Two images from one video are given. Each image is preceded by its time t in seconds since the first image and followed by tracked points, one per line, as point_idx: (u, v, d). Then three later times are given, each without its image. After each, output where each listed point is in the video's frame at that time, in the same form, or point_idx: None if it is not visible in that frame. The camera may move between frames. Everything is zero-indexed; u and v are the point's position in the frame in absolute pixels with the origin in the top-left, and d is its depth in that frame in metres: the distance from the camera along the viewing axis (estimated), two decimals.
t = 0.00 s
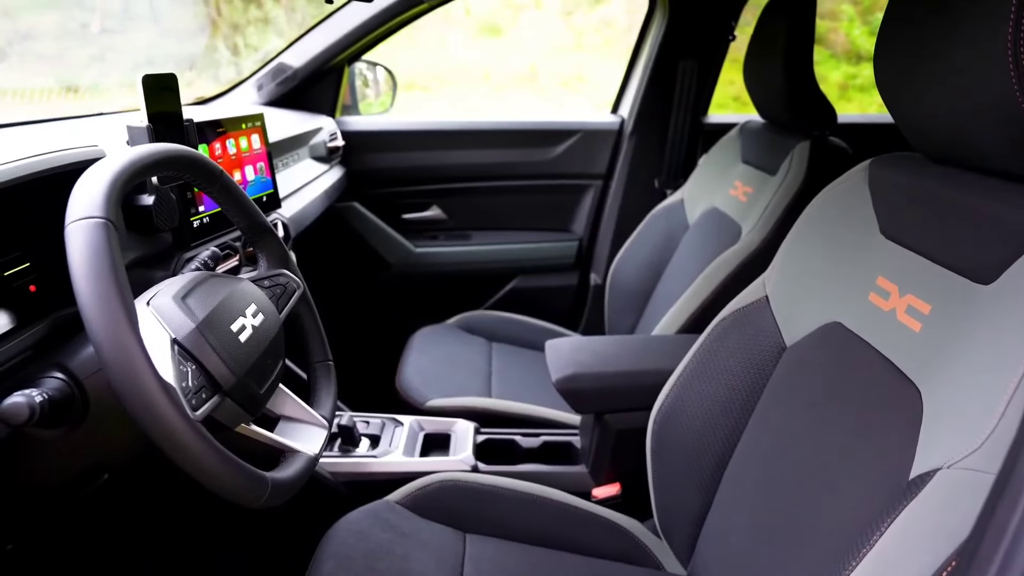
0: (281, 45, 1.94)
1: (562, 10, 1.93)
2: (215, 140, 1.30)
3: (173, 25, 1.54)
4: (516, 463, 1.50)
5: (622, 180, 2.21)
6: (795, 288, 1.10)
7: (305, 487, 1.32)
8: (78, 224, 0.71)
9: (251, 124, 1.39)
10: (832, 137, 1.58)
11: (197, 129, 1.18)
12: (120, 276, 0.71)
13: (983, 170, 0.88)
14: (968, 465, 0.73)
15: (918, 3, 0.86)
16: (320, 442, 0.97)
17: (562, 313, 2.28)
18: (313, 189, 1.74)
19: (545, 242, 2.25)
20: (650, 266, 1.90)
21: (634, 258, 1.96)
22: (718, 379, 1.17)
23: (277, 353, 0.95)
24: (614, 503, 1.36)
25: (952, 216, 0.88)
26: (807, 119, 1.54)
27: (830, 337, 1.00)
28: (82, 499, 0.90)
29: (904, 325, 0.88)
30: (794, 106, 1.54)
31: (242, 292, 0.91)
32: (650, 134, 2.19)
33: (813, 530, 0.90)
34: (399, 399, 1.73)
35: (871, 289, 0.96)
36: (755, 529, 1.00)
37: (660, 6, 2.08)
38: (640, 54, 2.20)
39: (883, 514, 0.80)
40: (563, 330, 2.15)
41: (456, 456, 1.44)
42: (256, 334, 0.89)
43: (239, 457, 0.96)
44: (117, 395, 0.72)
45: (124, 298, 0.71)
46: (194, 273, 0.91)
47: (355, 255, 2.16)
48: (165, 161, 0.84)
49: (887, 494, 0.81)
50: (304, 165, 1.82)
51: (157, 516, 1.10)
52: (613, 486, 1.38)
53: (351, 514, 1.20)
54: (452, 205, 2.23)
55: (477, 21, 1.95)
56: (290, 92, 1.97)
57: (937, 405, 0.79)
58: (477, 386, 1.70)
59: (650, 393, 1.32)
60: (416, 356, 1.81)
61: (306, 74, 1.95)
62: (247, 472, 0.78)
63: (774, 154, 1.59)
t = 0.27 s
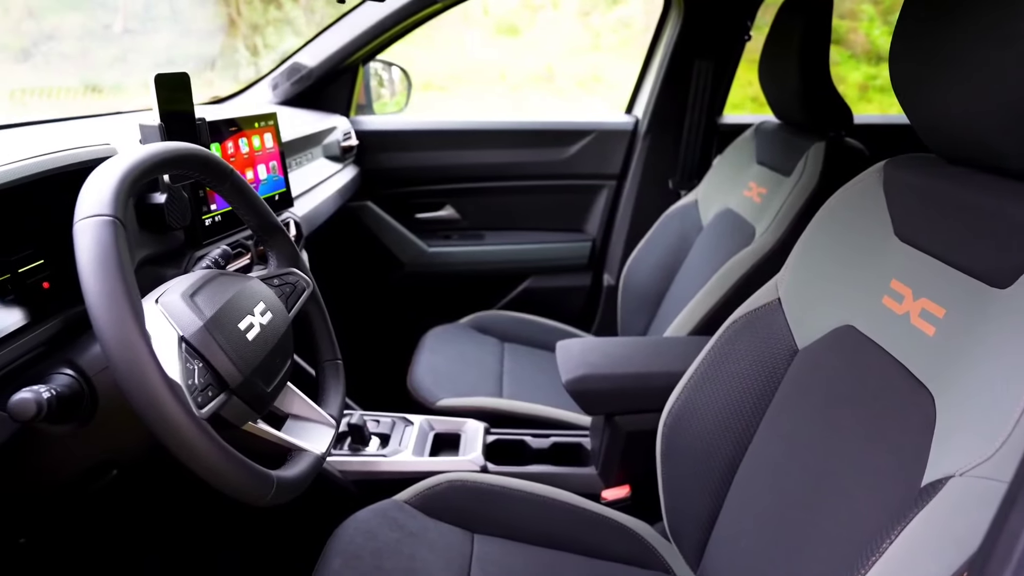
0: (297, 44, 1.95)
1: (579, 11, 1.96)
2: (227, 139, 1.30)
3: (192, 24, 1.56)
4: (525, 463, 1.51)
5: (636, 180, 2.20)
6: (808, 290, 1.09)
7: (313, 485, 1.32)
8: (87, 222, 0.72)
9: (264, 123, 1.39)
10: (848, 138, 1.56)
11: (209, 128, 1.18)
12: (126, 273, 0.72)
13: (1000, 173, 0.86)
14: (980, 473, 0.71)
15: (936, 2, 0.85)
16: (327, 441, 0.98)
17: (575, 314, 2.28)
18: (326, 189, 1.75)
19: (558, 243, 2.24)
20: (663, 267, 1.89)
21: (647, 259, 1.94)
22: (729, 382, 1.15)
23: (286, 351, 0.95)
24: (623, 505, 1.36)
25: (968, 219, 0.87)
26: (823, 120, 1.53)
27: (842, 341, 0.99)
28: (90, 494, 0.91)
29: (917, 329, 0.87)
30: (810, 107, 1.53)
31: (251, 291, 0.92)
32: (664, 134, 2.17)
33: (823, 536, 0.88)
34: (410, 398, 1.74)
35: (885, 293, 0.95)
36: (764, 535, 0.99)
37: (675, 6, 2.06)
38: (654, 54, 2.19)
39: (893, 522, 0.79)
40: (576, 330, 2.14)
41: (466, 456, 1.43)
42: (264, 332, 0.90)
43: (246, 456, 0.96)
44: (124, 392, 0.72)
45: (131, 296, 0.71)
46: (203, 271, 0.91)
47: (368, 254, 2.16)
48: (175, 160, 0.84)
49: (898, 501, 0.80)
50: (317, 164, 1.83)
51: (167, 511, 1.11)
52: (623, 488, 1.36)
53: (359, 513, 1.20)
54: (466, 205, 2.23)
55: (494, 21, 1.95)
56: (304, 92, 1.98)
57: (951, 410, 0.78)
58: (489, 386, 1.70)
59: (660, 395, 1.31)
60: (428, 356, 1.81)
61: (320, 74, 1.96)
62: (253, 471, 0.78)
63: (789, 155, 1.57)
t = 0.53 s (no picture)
0: (315, 44, 1.96)
1: (599, 11, 1.93)
2: (242, 137, 1.31)
3: (216, 25, 1.57)
4: (537, 464, 1.51)
5: (652, 181, 2.19)
6: (824, 293, 1.07)
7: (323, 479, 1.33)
8: (98, 218, 0.72)
9: (279, 122, 1.40)
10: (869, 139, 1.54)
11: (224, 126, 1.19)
12: (137, 270, 0.72)
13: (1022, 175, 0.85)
14: (996, 482, 0.71)
15: None
16: (336, 439, 0.98)
17: (590, 315, 2.27)
18: (342, 188, 1.75)
19: (574, 243, 2.23)
20: (679, 269, 1.87)
21: (664, 261, 1.93)
22: (743, 384, 1.14)
23: (297, 348, 0.95)
24: (635, 508, 1.34)
25: (988, 222, 0.85)
26: (842, 120, 1.51)
27: (858, 344, 0.97)
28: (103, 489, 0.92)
29: (935, 333, 0.86)
30: (828, 108, 1.51)
31: (262, 288, 0.92)
32: (682, 135, 2.16)
33: (835, 543, 0.87)
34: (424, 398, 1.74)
35: (902, 296, 0.93)
36: (776, 540, 0.98)
37: (694, 5, 2.05)
38: (672, 54, 2.17)
39: (907, 529, 0.77)
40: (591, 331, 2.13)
41: (478, 457, 1.43)
42: (275, 330, 0.90)
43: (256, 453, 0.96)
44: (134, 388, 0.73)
45: (141, 292, 0.71)
46: (216, 269, 0.92)
47: (383, 253, 2.16)
48: (187, 157, 0.84)
49: (913, 508, 0.78)
50: (334, 163, 1.83)
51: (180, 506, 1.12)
52: (635, 490, 1.35)
53: (369, 512, 1.20)
54: (482, 205, 2.23)
55: (514, 21, 1.94)
56: (321, 91, 2.00)
57: (970, 417, 0.76)
58: (502, 386, 1.70)
59: (673, 397, 1.30)
60: (442, 355, 1.81)
61: (338, 73, 1.97)
62: (261, 468, 0.78)
63: (807, 156, 1.55)
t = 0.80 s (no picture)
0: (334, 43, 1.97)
1: (621, 11, 1.92)
2: (258, 136, 1.32)
3: (239, 27, 1.57)
4: (550, 464, 1.48)
5: (671, 182, 2.17)
6: (841, 296, 1.05)
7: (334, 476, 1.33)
8: (110, 215, 0.73)
9: (295, 121, 1.41)
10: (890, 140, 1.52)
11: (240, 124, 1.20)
12: (148, 267, 0.72)
13: None
14: (1014, 491, 0.69)
15: None
16: (346, 437, 0.98)
17: (606, 317, 2.25)
18: (357, 188, 1.76)
19: (591, 244, 2.22)
20: (697, 270, 1.86)
21: (681, 262, 1.91)
22: (758, 387, 1.12)
23: (308, 346, 0.95)
24: (647, 511, 1.33)
25: (1009, 226, 0.84)
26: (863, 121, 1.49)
27: (875, 348, 0.95)
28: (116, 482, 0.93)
29: (954, 338, 0.84)
30: (849, 109, 1.49)
31: (274, 286, 0.92)
32: (701, 135, 2.14)
33: (848, 550, 0.86)
34: (438, 397, 1.74)
35: (920, 299, 0.91)
36: (789, 546, 0.96)
37: (714, 5, 2.03)
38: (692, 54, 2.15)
39: (921, 537, 0.76)
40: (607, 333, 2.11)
41: (490, 457, 1.42)
42: (286, 327, 0.90)
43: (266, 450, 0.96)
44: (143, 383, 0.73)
45: (152, 289, 0.72)
46: (229, 266, 0.92)
47: (400, 252, 2.17)
48: (201, 155, 0.85)
49: (927, 516, 0.77)
50: (350, 163, 1.84)
51: (193, 501, 1.13)
52: (647, 494, 1.34)
53: (380, 511, 1.20)
54: (499, 205, 2.22)
55: (536, 22, 1.92)
56: (340, 91, 2.01)
57: (988, 424, 0.75)
58: (516, 387, 1.69)
59: (687, 400, 1.28)
60: (457, 355, 1.81)
61: (356, 73, 1.98)
62: (268, 465, 0.79)
63: (827, 158, 1.53)
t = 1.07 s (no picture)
0: (350, 42, 1.97)
1: (640, 10, 1.90)
2: (272, 134, 1.32)
3: (257, 25, 1.59)
4: (562, 466, 1.48)
5: (687, 182, 2.15)
6: (856, 300, 1.04)
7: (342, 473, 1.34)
8: (122, 213, 0.73)
9: (309, 120, 1.41)
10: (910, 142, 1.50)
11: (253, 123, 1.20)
12: (159, 265, 0.72)
13: None
14: None
15: None
16: (355, 436, 0.98)
17: (621, 318, 2.24)
18: (371, 187, 1.76)
19: (606, 245, 2.21)
20: (712, 272, 1.84)
21: (696, 264, 1.90)
22: (771, 392, 1.11)
23: (319, 345, 0.96)
24: (658, 515, 1.32)
25: None
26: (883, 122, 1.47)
27: (890, 353, 0.94)
28: (127, 479, 0.94)
29: (971, 344, 0.83)
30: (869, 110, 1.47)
31: (285, 285, 0.92)
32: (717, 136, 2.12)
33: (859, 558, 0.85)
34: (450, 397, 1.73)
35: (937, 304, 0.90)
36: (799, 553, 0.95)
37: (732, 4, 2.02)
38: (709, 53, 2.14)
39: (934, 547, 0.75)
40: (621, 334, 2.10)
41: (500, 458, 1.41)
42: (296, 326, 0.91)
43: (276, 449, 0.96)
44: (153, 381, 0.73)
45: (162, 288, 0.72)
46: (240, 264, 0.93)
47: (414, 251, 2.17)
48: (214, 154, 0.85)
49: (941, 526, 0.76)
50: (364, 161, 1.84)
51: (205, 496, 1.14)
52: (658, 497, 1.33)
53: (390, 510, 1.20)
54: (514, 205, 2.22)
55: (554, 21, 1.92)
56: (355, 90, 2.02)
57: (1006, 431, 0.73)
58: (529, 388, 1.69)
59: (699, 403, 1.27)
60: (469, 355, 1.81)
61: (371, 72, 1.99)
62: (276, 463, 0.79)
63: (845, 159, 1.51)
